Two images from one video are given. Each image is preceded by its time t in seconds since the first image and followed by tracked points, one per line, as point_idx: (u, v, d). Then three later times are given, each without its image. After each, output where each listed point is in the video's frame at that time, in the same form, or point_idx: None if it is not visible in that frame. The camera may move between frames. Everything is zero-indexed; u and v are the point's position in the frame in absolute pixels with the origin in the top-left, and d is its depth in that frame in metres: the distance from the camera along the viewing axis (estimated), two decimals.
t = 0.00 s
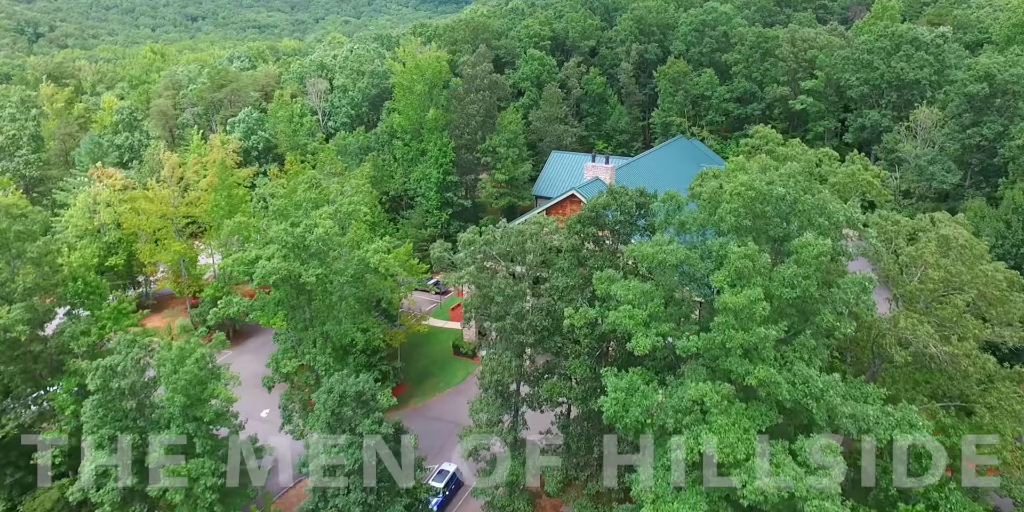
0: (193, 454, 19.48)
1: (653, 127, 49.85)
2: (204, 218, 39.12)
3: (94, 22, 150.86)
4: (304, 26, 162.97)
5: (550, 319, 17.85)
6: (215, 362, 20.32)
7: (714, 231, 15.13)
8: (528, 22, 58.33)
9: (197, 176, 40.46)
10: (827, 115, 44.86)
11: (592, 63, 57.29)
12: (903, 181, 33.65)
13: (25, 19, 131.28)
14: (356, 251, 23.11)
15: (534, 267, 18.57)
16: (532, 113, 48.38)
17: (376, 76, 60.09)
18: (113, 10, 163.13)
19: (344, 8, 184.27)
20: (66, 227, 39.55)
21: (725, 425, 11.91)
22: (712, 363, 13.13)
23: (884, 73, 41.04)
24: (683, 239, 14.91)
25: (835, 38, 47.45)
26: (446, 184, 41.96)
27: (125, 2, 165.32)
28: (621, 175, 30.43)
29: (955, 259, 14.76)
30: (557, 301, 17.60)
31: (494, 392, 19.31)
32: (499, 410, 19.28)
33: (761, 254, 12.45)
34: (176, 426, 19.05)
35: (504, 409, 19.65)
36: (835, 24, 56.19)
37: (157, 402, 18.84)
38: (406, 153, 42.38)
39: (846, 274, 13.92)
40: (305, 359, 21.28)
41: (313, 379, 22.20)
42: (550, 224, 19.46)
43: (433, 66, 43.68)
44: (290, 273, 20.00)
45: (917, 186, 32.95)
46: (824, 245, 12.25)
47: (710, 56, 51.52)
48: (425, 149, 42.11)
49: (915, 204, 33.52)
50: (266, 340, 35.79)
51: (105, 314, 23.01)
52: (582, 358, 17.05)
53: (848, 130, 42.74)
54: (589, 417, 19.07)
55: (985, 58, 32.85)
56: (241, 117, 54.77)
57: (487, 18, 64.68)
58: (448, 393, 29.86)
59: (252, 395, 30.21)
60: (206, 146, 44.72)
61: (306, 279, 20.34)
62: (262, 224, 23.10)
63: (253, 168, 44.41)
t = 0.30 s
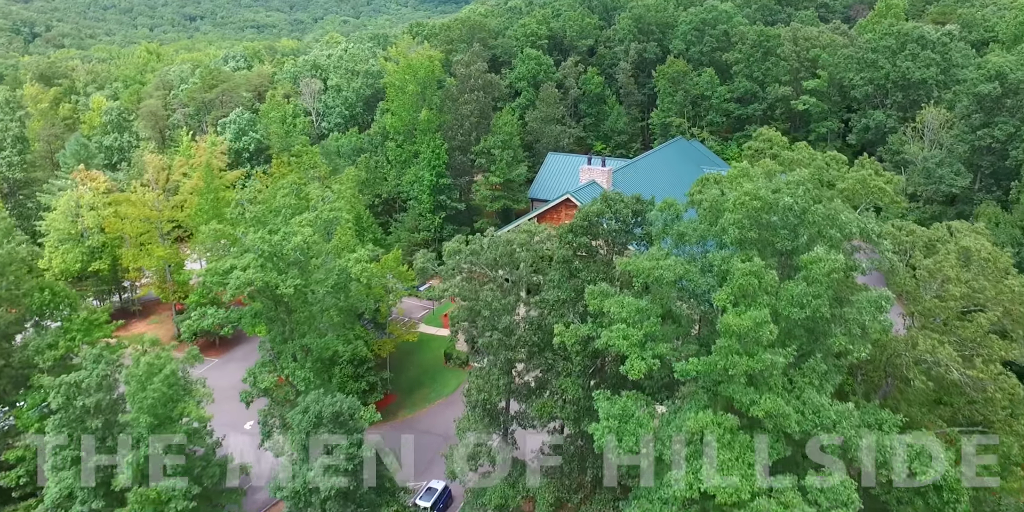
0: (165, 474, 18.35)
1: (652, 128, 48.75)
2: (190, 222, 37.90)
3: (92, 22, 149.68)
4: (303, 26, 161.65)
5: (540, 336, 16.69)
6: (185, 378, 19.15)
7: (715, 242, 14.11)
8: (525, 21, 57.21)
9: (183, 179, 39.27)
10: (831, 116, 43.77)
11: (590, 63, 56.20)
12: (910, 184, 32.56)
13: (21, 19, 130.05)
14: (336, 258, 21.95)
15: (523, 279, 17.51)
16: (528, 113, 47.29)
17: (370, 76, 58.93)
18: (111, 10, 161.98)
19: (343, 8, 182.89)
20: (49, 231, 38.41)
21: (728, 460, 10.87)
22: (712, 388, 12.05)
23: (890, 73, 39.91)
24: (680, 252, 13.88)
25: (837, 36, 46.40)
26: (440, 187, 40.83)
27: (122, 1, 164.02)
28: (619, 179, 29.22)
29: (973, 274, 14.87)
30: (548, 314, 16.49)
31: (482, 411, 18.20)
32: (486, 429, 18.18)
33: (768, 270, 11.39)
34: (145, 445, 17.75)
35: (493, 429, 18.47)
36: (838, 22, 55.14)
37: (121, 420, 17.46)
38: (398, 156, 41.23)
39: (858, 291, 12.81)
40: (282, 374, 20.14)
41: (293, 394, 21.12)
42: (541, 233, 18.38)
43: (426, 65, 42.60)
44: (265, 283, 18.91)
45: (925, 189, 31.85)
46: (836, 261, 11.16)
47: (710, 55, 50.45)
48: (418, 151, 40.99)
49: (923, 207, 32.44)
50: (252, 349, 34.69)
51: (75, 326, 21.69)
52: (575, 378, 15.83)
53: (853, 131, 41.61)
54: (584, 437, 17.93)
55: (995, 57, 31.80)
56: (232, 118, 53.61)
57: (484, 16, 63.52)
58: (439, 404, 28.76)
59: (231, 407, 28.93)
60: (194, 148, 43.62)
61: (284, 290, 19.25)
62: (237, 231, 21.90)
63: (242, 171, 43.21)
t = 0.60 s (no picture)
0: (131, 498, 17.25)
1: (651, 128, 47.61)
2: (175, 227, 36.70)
3: (88, 21, 148.30)
4: (301, 26, 160.17)
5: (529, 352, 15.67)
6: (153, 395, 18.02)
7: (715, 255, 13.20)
8: (521, 19, 56.05)
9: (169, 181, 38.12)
10: (834, 115, 42.66)
11: (588, 62, 55.05)
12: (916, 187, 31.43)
13: (17, 18, 128.63)
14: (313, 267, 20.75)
15: (511, 291, 16.45)
16: (524, 114, 46.15)
17: (364, 75, 57.72)
18: (108, 10, 160.56)
19: (341, 8, 181.27)
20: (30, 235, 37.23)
21: (730, 501, 9.88)
22: (713, 416, 11.03)
23: (895, 72, 38.77)
24: (678, 266, 12.92)
25: (840, 35, 45.24)
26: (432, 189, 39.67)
27: (120, 1, 162.54)
28: (615, 182, 28.06)
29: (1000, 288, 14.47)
30: (537, 331, 15.38)
31: (468, 431, 17.00)
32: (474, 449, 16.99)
33: (775, 289, 10.41)
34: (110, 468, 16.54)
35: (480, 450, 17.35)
36: (841, 21, 53.97)
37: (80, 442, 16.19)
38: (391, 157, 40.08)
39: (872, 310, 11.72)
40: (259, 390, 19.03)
41: (271, 411, 20.04)
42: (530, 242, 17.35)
43: (419, 64, 41.50)
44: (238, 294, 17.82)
45: (932, 193, 30.72)
46: (849, 280, 10.15)
47: (710, 54, 49.32)
48: (410, 152, 39.85)
49: (930, 210, 31.38)
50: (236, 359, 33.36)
51: (41, 338, 20.48)
52: (566, 398, 14.73)
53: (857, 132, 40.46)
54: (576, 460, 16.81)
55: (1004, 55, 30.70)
56: (223, 119, 52.41)
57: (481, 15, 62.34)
58: (430, 415, 27.67)
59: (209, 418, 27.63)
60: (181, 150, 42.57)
61: (259, 302, 18.17)
62: (211, 239, 20.80)
63: (230, 173, 42.05)
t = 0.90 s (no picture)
0: None
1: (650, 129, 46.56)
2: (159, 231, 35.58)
3: (86, 21, 146.98)
4: (299, 25, 158.79)
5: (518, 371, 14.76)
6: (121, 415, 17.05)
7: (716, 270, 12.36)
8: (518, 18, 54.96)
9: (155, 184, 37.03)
10: (837, 116, 41.66)
11: (586, 62, 53.98)
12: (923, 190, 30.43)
13: (13, 18, 127.29)
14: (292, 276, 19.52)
15: (498, 306, 15.49)
16: (519, 114, 45.13)
17: (358, 75, 56.60)
18: (106, 10, 159.22)
19: (340, 7, 179.83)
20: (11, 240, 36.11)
21: None
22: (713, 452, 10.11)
23: (900, 71, 37.71)
24: (676, 281, 12.05)
25: (843, 33, 44.18)
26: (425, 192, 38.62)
27: (118, 1, 161.11)
28: (612, 186, 27.10)
29: None
30: (525, 349, 14.38)
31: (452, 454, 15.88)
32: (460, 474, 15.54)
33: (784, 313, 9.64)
34: (70, 494, 15.32)
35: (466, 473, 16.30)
36: (843, 19, 52.90)
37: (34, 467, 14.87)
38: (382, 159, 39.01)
39: (886, 333, 10.78)
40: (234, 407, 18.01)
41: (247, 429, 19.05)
42: (519, 253, 16.32)
43: (410, 64, 40.46)
44: (207, 306, 16.83)
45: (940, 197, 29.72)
46: (866, 304, 9.39)
47: (710, 54, 48.28)
48: (401, 154, 38.82)
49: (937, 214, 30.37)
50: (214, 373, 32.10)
51: (3, 353, 19.03)
52: (555, 423, 13.63)
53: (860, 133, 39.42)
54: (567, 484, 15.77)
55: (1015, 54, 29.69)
56: (214, 120, 51.33)
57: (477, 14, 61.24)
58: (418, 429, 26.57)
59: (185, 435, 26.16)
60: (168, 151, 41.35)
61: (231, 315, 17.15)
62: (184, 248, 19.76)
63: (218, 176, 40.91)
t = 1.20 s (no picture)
0: None
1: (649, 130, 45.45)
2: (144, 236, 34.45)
3: (83, 21, 145.80)
4: (298, 25, 157.48)
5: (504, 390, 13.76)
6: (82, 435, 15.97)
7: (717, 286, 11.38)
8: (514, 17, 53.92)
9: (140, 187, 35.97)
10: (840, 118, 40.63)
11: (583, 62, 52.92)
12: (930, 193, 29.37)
13: (9, 18, 126.06)
14: (268, 287, 18.42)
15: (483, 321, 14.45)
16: (515, 115, 44.06)
17: (351, 75, 55.49)
18: (103, 10, 157.96)
19: (339, 7, 178.59)
20: None
21: None
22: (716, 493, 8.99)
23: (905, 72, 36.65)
24: (672, 300, 11.03)
25: (846, 32, 43.14)
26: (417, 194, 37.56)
27: (116, 1, 159.90)
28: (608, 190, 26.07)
29: None
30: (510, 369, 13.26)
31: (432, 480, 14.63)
32: (442, 500, 14.27)
33: (792, 344, 9.06)
34: None
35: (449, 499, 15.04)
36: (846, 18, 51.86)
37: None
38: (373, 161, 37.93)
39: (908, 359, 9.71)
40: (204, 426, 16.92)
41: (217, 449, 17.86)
42: (505, 265, 15.32)
43: (402, 64, 39.47)
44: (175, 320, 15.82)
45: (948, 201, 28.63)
46: (886, 334, 8.78)
47: (710, 53, 47.23)
48: (393, 155, 37.74)
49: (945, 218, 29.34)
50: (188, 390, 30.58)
51: None
52: (543, 450, 12.50)
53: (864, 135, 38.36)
54: None
55: None
56: (204, 121, 50.25)
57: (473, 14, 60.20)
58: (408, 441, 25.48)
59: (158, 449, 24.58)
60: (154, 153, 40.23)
61: (200, 329, 16.12)
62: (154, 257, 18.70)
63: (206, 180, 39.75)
